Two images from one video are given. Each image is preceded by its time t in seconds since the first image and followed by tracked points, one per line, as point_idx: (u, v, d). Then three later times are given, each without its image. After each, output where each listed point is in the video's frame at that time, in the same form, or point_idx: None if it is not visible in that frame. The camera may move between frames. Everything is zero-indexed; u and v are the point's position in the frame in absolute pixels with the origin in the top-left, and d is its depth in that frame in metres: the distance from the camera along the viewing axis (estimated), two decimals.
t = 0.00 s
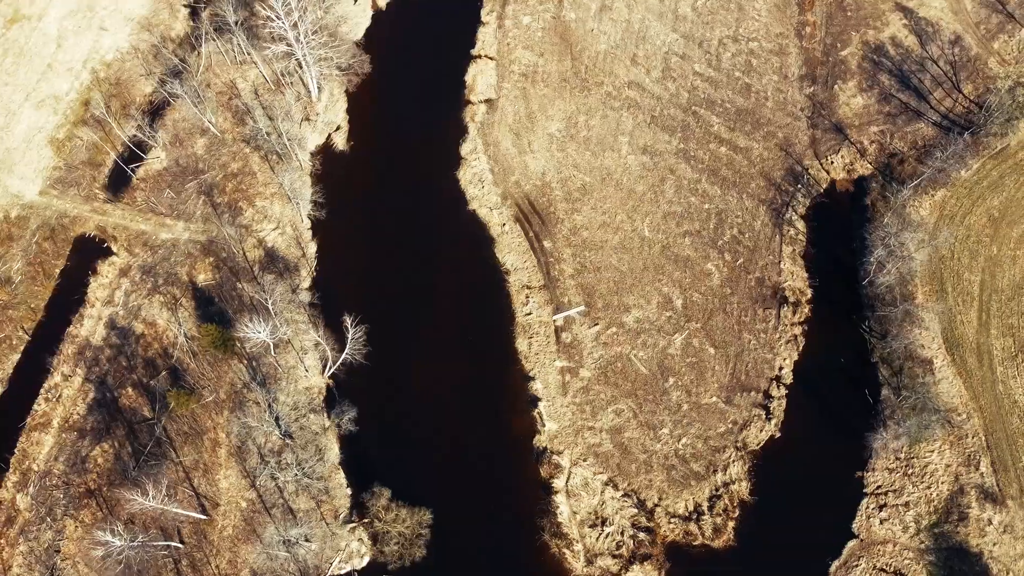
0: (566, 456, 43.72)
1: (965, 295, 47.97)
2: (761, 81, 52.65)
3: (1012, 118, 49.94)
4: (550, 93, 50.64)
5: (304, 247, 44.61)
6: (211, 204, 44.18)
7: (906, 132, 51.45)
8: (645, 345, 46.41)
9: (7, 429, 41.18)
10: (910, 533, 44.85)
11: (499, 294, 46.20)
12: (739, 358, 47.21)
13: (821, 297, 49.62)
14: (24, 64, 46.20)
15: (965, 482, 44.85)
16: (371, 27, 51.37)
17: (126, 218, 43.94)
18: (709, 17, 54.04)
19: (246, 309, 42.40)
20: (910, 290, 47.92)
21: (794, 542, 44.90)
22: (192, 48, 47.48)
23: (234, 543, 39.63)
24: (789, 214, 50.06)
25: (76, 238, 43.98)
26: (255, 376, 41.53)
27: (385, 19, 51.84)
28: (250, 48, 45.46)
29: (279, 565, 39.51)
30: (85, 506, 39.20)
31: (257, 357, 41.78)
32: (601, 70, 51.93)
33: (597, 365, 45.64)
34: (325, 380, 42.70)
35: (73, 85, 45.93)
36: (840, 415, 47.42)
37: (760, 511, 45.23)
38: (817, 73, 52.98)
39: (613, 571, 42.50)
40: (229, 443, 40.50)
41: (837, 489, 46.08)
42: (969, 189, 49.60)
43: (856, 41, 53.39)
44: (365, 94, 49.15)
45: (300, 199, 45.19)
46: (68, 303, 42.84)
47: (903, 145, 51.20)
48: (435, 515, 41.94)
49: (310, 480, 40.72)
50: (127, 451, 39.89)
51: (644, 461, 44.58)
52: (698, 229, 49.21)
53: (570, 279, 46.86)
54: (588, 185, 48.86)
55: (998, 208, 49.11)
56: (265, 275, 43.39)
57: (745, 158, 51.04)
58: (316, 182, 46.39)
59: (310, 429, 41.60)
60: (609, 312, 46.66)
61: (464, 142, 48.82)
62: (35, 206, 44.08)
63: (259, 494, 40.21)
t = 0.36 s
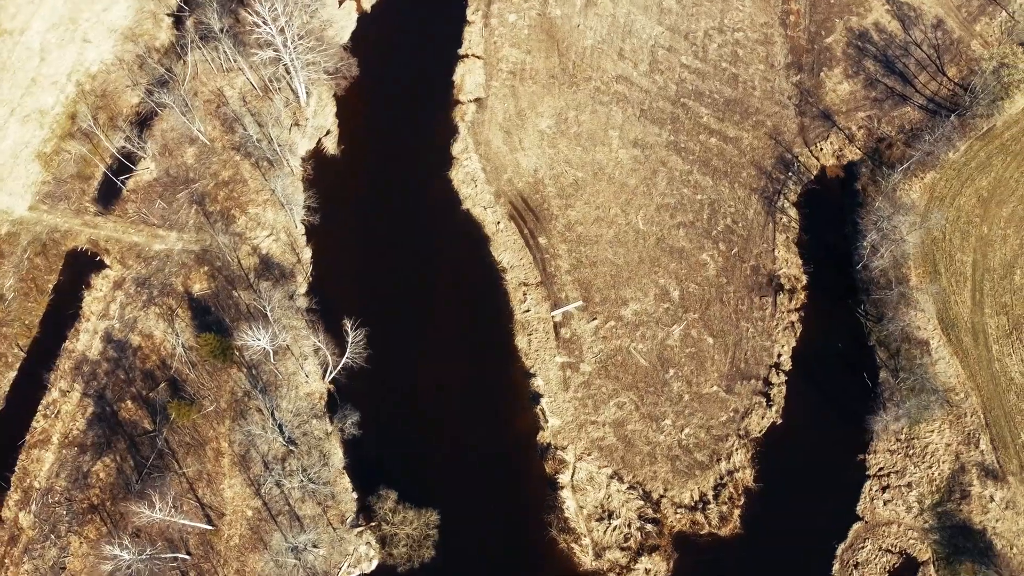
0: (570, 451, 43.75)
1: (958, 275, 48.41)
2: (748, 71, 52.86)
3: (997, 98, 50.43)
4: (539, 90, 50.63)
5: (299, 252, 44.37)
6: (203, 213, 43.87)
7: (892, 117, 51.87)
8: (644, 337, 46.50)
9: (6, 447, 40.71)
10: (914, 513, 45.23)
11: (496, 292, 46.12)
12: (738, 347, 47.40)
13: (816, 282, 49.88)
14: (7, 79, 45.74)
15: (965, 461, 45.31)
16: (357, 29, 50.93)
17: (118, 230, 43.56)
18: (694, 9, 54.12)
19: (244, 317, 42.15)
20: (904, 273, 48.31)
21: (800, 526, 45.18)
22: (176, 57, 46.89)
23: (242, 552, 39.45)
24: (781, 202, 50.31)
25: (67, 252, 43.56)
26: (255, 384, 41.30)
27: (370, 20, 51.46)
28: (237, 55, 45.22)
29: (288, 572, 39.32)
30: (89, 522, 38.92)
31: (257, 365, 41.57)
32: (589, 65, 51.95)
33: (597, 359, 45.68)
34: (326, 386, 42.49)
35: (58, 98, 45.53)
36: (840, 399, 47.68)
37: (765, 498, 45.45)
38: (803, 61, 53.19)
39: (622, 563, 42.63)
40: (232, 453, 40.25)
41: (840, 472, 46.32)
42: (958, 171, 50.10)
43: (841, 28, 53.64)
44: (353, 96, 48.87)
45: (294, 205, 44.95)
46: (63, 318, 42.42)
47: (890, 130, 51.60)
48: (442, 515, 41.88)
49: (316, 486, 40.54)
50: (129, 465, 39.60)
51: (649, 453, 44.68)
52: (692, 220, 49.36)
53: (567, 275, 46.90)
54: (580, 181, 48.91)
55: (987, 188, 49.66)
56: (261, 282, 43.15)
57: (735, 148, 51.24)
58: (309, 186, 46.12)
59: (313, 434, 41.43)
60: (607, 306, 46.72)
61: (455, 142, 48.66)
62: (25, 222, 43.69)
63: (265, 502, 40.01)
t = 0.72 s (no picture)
0: (572, 443, 43.81)
1: (945, 248, 49.05)
2: (726, 57, 53.20)
3: (973, 72, 51.11)
4: (520, 86, 50.66)
5: (289, 260, 44.13)
6: (190, 225, 43.51)
7: (871, 95, 52.42)
8: (639, 326, 46.69)
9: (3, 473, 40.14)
10: (915, 485, 45.72)
11: (491, 289, 46.07)
12: (732, 330, 47.71)
13: (806, 262, 50.33)
14: None
15: (962, 430, 45.95)
16: (334, 33, 50.65)
17: (104, 247, 43.08)
18: None
19: (237, 328, 41.90)
20: (891, 248, 48.87)
21: (802, 504, 45.59)
22: (154, 70, 46.50)
23: (250, 563, 39.23)
24: (766, 184, 50.76)
25: (54, 273, 43.04)
26: (253, 394, 41.03)
27: (347, 23, 51.10)
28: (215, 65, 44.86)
29: None
30: (92, 543, 38.62)
31: (253, 375, 41.30)
32: (568, 59, 52.04)
33: (594, 350, 45.79)
34: (324, 392, 42.32)
35: (36, 117, 45.02)
36: (835, 376, 48.16)
37: (768, 478, 45.79)
38: (780, 45, 53.57)
39: (631, 551, 42.81)
40: (234, 464, 39.99)
41: (839, 448, 46.78)
42: (938, 145, 50.77)
43: (815, 10, 54.09)
44: (335, 101, 48.63)
45: (281, 213, 44.70)
46: (53, 339, 41.90)
47: (869, 108, 52.15)
48: (448, 514, 41.84)
49: (320, 492, 40.38)
50: (130, 483, 39.23)
51: (650, 440, 44.85)
52: (680, 207, 49.63)
53: (559, 268, 46.99)
54: (567, 174, 49.00)
55: (967, 161, 50.38)
56: (253, 292, 42.88)
57: (718, 134, 51.56)
58: (295, 193, 45.86)
59: (314, 442, 41.21)
60: (601, 297, 46.85)
61: (439, 141, 48.50)
62: (9, 244, 43.16)
63: (270, 512, 39.79)
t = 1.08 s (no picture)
0: (573, 433, 43.95)
1: (927, 219, 49.73)
2: (702, 43, 53.57)
3: (944, 45, 51.98)
4: (499, 82, 50.71)
5: (279, 268, 43.89)
6: (176, 239, 43.17)
7: (846, 73, 53.04)
8: (632, 313, 46.92)
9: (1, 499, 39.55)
10: (912, 453, 46.32)
11: (483, 285, 46.09)
12: (724, 312, 48.07)
13: (792, 241, 50.85)
14: None
15: (954, 397, 46.62)
16: (310, 38, 50.42)
17: (90, 266, 42.64)
18: None
19: (230, 338, 41.63)
20: (875, 222, 49.50)
21: (804, 479, 46.03)
22: (130, 84, 46.10)
23: (257, 574, 38.95)
24: (749, 166, 51.23)
25: (41, 294, 42.51)
26: (251, 404, 40.80)
27: (322, 28, 50.91)
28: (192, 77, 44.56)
29: None
30: (97, 563, 38.18)
31: (250, 385, 41.08)
32: (546, 52, 52.17)
33: (589, 340, 45.97)
34: (322, 398, 42.14)
35: (12, 138, 44.54)
36: (828, 352, 48.72)
37: (768, 456, 46.23)
38: (753, 28, 54.06)
39: (637, 537, 42.98)
40: (236, 475, 39.76)
41: (837, 422, 47.33)
42: (915, 118, 51.49)
43: None
44: (315, 106, 48.46)
45: (268, 221, 44.46)
46: (44, 360, 41.38)
47: (845, 85, 52.76)
48: (454, 512, 41.86)
49: (324, 498, 40.19)
50: (131, 500, 38.85)
51: (650, 426, 45.10)
52: (665, 194, 49.92)
53: (549, 260, 47.11)
54: (551, 167, 49.14)
55: (944, 132, 51.17)
56: (244, 302, 42.61)
57: (699, 119, 51.94)
58: (281, 201, 45.62)
59: (315, 448, 41.04)
60: (592, 287, 47.03)
61: (422, 141, 48.42)
62: None
63: (275, 521, 39.57)
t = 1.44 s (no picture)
0: (573, 422, 44.13)
1: (908, 189, 50.45)
2: (675, 28, 53.99)
3: (914, 17, 52.96)
4: (477, 78, 50.75)
5: (268, 275, 43.67)
6: (162, 253, 42.83)
7: (819, 50, 53.73)
8: (624, 300, 47.17)
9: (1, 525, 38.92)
10: (908, 420, 46.98)
11: (475, 280, 46.14)
12: (714, 293, 48.45)
13: (777, 219, 51.37)
14: None
15: (945, 362, 47.32)
16: (285, 44, 50.17)
17: (77, 285, 42.19)
18: None
19: (224, 349, 41.38)
20: (857, 195, 50.16)
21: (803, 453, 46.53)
22: (105, 100, 45.68)
23: None
24: (730, 148, 51.71)
25: (28, 316, 42.00)
26: (249, 413, 40.59)
27: (297, 33, 50.68)
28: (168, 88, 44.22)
29: None
30: None
31: (247, 394, 40.87)
32: (521, 46, 52.26)
33: (583, 329, 46.15)
34: (321, 402, 42.00)
35: None
36: (820, 325, 49.31)
37: (767, 431, 46.68)
38: (725, 11, 54.60)
39: (643, 520, 43.24)
40: (238, 485, 39.52)
41: (832, 395, 47.93)
42: (889, 91, 52.24)
43: None
44: (294, 112, 48.24)
45: (254, 229, 44.17)
46: (36, 383, 40.84)
47: (819, 63, 53.45)
48: (461, 508, 41.88)
49: (329, 502, 40.06)
50: (134, 517, 38.46)
51: (649, 410, 45.38)
52: (649, 179, 50.23)
53: (538, 252, 47.24)
54: (534, 160, 49.27)
55: (918, 103, 51.97)
56: (235, 312, 42.32)
57: (677, 103, 52.33)
58: (266, 208, 45.34)
59: (317, 453, 40.88)
60: (583, 276, 47.21)
61: (404, 141, 48.34)
62: None
63: (281, 528, 39.39)
